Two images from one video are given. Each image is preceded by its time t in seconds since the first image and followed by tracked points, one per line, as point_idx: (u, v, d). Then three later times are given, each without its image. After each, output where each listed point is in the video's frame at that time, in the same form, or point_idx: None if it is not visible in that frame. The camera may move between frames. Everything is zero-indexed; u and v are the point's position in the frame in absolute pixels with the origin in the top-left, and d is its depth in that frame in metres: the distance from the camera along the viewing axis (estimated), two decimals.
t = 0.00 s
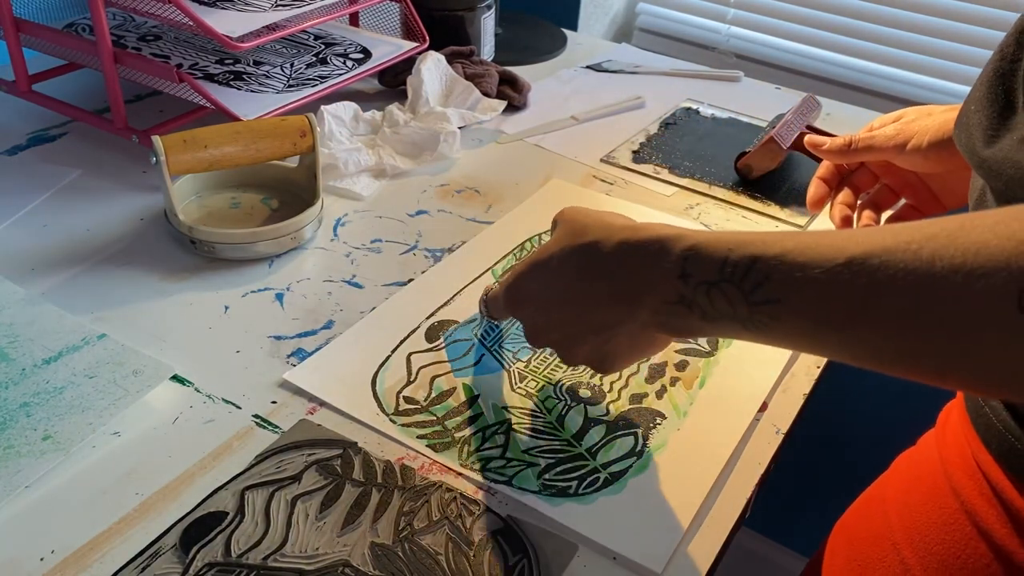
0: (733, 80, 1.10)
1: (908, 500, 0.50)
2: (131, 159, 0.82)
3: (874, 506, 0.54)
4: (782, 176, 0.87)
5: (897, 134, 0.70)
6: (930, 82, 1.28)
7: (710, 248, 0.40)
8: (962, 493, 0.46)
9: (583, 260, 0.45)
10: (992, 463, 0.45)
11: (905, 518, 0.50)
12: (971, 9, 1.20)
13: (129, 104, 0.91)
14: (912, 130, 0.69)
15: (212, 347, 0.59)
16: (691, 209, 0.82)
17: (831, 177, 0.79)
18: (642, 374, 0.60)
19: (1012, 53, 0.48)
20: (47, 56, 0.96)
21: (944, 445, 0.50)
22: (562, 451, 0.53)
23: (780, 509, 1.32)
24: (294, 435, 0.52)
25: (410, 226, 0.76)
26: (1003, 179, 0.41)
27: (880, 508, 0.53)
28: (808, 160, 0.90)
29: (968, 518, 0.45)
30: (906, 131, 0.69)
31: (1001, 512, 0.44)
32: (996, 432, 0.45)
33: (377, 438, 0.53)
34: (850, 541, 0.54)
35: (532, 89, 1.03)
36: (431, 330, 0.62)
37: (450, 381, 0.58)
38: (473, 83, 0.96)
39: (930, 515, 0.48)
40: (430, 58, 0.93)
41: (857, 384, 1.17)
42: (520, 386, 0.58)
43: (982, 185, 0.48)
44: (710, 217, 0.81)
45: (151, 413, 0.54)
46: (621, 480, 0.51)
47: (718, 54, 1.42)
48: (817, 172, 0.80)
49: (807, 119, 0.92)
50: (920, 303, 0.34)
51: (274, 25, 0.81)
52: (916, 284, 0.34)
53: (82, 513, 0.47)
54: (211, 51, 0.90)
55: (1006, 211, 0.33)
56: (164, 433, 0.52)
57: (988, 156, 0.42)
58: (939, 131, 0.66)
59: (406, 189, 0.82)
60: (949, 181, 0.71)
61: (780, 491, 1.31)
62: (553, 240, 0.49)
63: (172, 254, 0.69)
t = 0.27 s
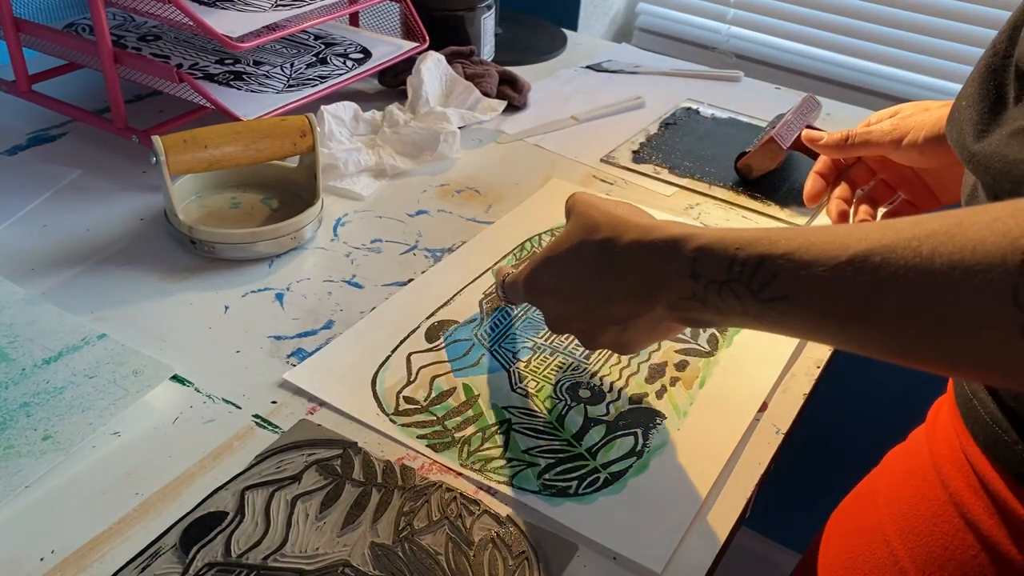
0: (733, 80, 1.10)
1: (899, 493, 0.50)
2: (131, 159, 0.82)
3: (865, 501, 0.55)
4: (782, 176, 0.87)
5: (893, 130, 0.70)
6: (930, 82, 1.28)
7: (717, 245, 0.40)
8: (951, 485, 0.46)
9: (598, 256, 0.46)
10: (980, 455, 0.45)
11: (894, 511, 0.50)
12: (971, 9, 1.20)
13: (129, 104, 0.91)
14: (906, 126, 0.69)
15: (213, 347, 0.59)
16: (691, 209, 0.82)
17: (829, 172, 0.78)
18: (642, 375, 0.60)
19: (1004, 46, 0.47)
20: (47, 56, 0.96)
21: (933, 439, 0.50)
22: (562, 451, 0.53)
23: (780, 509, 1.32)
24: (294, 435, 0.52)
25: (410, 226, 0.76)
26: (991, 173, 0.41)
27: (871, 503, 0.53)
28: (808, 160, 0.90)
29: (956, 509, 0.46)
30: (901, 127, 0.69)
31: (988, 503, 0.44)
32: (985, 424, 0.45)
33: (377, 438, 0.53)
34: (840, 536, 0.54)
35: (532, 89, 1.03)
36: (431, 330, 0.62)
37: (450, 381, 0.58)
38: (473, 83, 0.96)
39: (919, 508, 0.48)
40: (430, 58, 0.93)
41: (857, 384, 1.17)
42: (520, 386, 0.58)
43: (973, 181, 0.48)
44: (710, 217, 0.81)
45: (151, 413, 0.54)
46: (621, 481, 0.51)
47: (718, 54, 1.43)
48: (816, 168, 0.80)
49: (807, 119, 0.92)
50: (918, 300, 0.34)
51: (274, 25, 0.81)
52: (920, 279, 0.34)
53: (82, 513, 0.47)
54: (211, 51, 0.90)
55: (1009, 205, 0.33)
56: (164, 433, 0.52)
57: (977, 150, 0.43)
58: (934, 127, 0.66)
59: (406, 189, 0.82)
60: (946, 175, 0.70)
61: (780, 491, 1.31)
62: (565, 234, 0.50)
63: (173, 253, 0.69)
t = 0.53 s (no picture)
0: (733, 80, 1.10)
1: (895, 490, 0.51)
2: (131, 159, 0.82)
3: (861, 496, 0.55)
4: (782, 176, 0.87)
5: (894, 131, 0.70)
6: (930, 82, 1.28)
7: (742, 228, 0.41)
8: (946, 480, 0.47)
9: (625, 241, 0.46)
10: (974, 450, 0.46)
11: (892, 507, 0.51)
12: (971, 9, 1.20)
13: (129, 104, 0.91)
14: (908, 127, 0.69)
15: (213, 347, 0.59)
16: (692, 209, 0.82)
17: (830, 173, 0.79)
18: (642, 375, 0.60)
19: (999, 46, 0.47)
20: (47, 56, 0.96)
21: (929, 434, 0.50)
22: (562, 451, 0.53)
23: (780, 509, 1.32)
24: (294, 435, 0.52)
25: (410, 226, 0.76)
26: (984, 172, 0.42)
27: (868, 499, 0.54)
28: (808, 160, 0.90)
29: (952, 507, 0.46)
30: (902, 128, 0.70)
31: (982, 498, 0.45)
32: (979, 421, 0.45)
33: (377, 438, 0.54)
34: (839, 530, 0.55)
35: (532, 89, 1.03)
36: (431, 330, 0.62)
37: (450, 381, 0.58)
38: (473, 83, 0.96)
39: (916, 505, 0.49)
40: (430, 58, 0.93)
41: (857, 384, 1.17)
42: (520, 386, 0.58)
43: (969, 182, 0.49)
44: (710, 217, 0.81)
45: (150, 413, 0.54)
46: (621, 480, 0.51)
47: (718, 54, 1.42)
48: (817, 169, 0.80)
49: (807, 119, 0.92)
50: (920, 292, 0.34)
51: (274, 25, 0.81)
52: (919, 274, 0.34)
53: (82, 513, 0.47)
54: (211, 51, 0.90)
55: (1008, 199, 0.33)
56: (164, 434, 0.52)
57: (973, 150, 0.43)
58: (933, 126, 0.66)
59: (406, 189, 0.82)
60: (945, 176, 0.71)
61: (780, 491, 1.31)
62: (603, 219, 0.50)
63: (173, 253, 0.69)
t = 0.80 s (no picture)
0: (733, 80, 1.10)
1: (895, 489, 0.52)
2: (131, 159, 0.82)
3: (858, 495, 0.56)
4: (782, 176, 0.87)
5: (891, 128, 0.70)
6: (930, 82, 1.28)
7: (811, 199, 0.38)
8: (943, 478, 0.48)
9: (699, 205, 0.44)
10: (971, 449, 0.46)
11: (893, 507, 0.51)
12: (971, 9, 1.20)
13: (129, 104, 0.91)
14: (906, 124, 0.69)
15: (213, 347, 0.59)
16: (692, 209, 0.82)
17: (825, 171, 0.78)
18: (642, 375, 0.60)
19: (992, 45, 0.47)
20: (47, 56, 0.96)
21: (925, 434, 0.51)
22: (562, 451, 0.53)
23: (779, 509, 1.32)
24: (294, 435, 0.52)
25: (410, 226, 0.76)
26: (975, 169, 0.42)
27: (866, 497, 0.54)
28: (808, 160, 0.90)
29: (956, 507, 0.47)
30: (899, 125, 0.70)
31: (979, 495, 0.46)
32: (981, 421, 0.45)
33: (377, 438, 0.54)
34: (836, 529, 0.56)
35: (532, 89, 1.03)
36: (431, 330, 0.62)
37: (450, 381, 0.58)
38: (473, 83, 0.96)
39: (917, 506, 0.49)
40: (430, 58, 0.93)
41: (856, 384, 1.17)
42: (520, 386, 0.58)
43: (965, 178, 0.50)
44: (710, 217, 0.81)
45: (150, 413, 0.54)
46: (621, 480, 0.51)
47: (718, 54, 1.42)
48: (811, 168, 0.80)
49: (807, 119, 0.92)
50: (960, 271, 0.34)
51: (274, 25, 0.81)
52: (936, 263, 0.34)
53: (82, 513, 0.47)
54: (211, 51, 0.90)
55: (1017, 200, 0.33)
56: (164, 434, 0.52)
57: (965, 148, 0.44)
58: (931, 123, 0.67)
59: (406, 189, 0.82)
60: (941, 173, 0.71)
61: (779, 491, 1.31)
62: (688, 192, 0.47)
63: (173, 253, 0.69)
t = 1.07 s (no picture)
0: (732, 80, 1.10)
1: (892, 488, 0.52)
2: (131, 159, 0.82)
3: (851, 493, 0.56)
4: (782, 176, 0.87)
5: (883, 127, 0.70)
6: (930, 82, 1.27)
7: (910, 181, 0.39)
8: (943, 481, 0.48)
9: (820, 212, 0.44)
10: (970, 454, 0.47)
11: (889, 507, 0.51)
12: (970, 9, 1.20)
13: (129, 104, 0.91)
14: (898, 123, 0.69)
15: (213, 347, 0.59)
16: (692, 209, 0.82)
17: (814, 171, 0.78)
18: (642, 375, 0.60)
19: (984, 46, 0.47)
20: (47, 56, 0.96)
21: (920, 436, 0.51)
22: (562, 451, 0.53)
23: (779, 509, 1.32)
24: (293, 435, 0.52)
25: (409, 226, 0.76)
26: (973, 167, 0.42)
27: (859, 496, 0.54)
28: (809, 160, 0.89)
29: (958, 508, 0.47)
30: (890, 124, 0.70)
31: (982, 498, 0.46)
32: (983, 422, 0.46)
33: (377, 438, 0.53)
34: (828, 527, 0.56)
35: (532, 89, 1.03)
36: (431, 330, 0.62)
37: (450, 381, 0.58)
38: (473, 83, 0.96)
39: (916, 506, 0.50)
40: (430, 58, 0.93)
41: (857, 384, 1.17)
42: (520, 386, 0.58)
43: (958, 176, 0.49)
44: (710, 217, 0.81)
45: (150, 413, 0.54)
46: (621, 480, 0.51)
47: (718, 54, 1.42)
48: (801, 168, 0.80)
49: (807, 119, 0.92)
50: None
51: (274, 25, 0.81)
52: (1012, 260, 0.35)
53: (82, 513, 0.47)
54: (211, 51, 0.90)
55: None
56: (164, 433, 0.52)
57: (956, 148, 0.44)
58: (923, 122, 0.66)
59: (406, 189, 0.82)
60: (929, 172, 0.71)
61: (779, 492, 1.31)
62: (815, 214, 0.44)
63: (173, 253, 0.69)
